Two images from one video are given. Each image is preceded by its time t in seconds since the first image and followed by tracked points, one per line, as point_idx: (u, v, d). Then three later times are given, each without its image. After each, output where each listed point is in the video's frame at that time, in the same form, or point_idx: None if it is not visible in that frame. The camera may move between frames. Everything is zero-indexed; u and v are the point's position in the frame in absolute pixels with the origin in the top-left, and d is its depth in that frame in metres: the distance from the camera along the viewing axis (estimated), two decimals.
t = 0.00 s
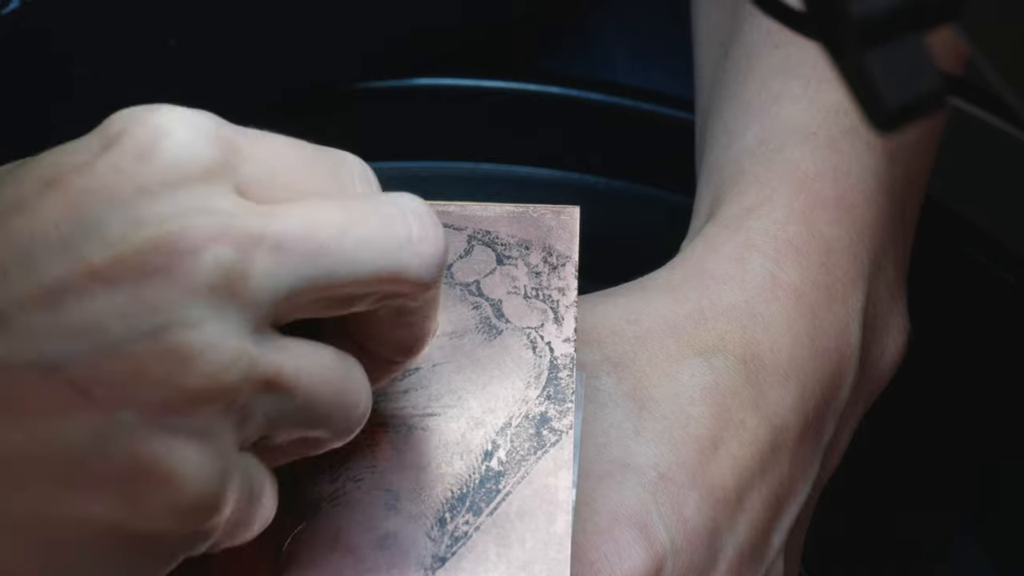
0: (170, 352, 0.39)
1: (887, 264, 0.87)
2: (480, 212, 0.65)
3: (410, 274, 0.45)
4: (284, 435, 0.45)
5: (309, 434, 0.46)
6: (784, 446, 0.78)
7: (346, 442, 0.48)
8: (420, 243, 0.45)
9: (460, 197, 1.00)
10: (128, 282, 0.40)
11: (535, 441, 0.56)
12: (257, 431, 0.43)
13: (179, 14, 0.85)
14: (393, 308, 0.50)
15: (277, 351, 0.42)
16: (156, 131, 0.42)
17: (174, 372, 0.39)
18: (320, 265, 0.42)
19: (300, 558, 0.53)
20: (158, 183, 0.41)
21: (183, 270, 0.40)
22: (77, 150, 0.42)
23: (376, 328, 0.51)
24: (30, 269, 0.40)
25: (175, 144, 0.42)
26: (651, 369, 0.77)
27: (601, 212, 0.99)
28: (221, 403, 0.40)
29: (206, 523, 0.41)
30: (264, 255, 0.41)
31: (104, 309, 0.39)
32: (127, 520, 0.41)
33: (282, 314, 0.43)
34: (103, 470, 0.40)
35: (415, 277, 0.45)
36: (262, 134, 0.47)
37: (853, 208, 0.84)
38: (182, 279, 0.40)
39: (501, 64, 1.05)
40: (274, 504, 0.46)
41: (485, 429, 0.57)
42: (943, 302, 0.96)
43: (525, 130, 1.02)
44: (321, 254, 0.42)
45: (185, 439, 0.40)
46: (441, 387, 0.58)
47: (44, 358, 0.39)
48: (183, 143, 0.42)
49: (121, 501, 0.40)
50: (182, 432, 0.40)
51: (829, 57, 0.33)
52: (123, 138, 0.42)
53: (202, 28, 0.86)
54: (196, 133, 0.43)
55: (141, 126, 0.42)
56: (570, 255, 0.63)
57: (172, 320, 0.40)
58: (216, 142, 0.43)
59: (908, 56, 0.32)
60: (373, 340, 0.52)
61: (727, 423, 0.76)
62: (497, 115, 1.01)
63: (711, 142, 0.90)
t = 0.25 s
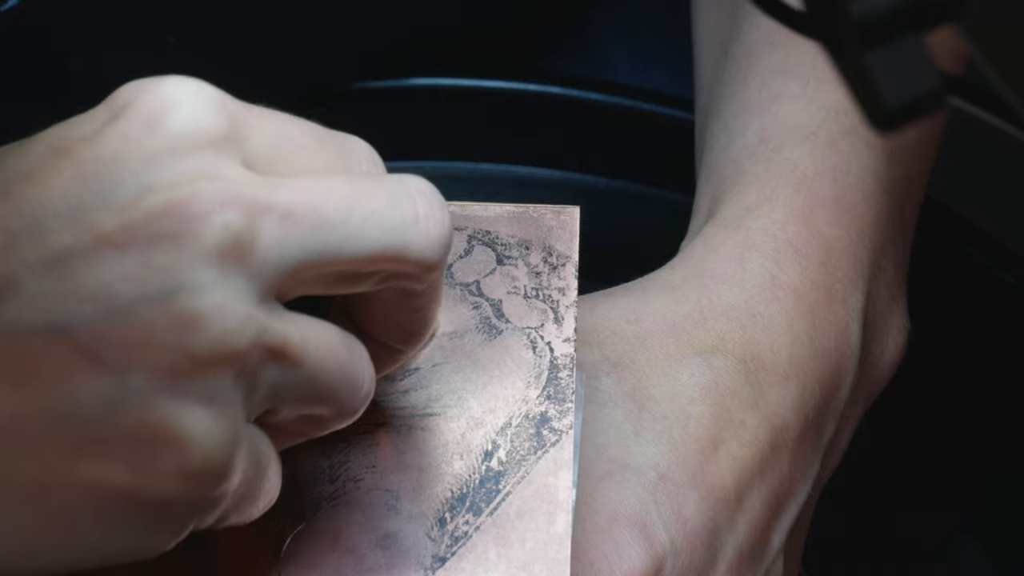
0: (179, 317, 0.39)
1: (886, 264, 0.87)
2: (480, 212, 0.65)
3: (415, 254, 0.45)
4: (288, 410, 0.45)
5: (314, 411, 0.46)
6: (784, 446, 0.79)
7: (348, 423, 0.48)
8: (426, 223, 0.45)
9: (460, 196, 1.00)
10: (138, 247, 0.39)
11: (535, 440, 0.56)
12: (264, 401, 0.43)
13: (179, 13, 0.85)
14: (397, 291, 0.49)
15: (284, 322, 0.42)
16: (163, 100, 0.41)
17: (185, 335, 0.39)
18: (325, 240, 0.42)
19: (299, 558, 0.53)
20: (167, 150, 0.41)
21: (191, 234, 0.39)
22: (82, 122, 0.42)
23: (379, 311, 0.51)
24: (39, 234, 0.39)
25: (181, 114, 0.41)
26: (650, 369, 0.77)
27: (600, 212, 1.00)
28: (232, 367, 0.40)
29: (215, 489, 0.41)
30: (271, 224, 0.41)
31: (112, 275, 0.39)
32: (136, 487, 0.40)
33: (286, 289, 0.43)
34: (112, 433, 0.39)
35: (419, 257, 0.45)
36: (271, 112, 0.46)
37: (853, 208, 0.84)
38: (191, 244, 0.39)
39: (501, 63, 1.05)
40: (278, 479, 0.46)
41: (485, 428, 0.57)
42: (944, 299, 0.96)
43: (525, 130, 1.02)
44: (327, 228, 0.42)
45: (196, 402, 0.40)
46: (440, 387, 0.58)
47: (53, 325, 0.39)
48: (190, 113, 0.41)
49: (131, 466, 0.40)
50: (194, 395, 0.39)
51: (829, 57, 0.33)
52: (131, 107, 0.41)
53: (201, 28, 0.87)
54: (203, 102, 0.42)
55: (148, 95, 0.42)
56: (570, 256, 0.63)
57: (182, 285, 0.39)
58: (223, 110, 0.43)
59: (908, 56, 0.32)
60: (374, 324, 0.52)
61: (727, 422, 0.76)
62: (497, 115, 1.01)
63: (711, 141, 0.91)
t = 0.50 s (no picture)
0: (175, 340, 0.38)
1: (885, 262, 0.87)
2: (481, 213, 0.65)
3: (415, 269, 0.45)
4: (285, 425, 0.45)
5: (311, 425, 0.46)
6: (783, 444, 0.79)
7: (346, 435, 0.49)
8: (427, 237, 0.45)
9: (459, 196, 1.00)
10: (135, 267, 0.39)
11: (535, 441, 0.56)
12: (260, 418, 0.43)
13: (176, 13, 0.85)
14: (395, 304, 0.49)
15: (279, 339, 0.42)
16: (161, 114, 0.41)
17: (182, 358, 0.38)
18: (322, 257, 0.42)
19: (298, 557, 0.53)
20: (163, 167, 0.40)
21: (186, 254, 0.39)
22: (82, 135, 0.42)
23: (380, 323, 0.51)
24: (40, 250, 0.39)
25: (179, 127, 0.41)
26: (649, 368, 0.77)
27: (599, 212, 1.00)
28: (229, 389, 0.40)
29: (211, 511, 0.41)
30: (268, 241, 0.40)
31: (109, 295, 0.39)
32: (133, 509, 0.40)
33: (284, 305, 0.43)
34: (110, 456, 0.39)
35: (420, 272, 0.45)
36: (274, 122, 0.46)
37: (850, 207, 0.84)
38: (186, 264, 0.39)
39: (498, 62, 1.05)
40: (272, 498, 0.46)
41: (485, 428, 0.57)
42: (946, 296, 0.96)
43: (523, 130, 1.01)
44: (323, 245, 0.42)
45: (193, 426, 0.39)
46: (441, 388, 0.58)
47: (51, 345, 0.39)
48: (187, 127, 0.41)
49: (127, 488, 0.40)
50: (190, 419, 0.39)
51: (829, 57, 0.33)
52: (128, 123, 0.41)
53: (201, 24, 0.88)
54: (200, 115, 0.42)
55: (146, 109, 0.41)
56: (571, 256, 0.63)
57: (178, 304, 0.39)
58: (219, 122, 0.42)
59: (908, 56, 0.32)
60: (375, 336, 0.52)
61: (726, 421, 0.76)
62: (495, 114, 1.01)
63: (708, 140, 0.91)
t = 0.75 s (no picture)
0: (156, 374, 0.38)
1: (886, 263, 0.87)
2: (481, 213, 0.65)
3: (404, 290, 0.45)
4: (273, 448, 0.45)
5: (301, 444, 0.46)
6: (783, 446, 0.78)
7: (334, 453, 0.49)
8: (416, 259, 0.45)
9: (459, 196, 1.00)
10: (116, 300, 0.38)
11: (534, 441, 0.56)
12: (245, 444, 0.43)
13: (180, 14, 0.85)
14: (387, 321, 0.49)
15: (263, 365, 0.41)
16: (146, 140, 0.41)
17: (163, 391, 0.38)
18: (308, 281, 0.42)
19: (298, 558, 0.53)
20: (145, 196, 0.40)
21: (165, 288, 0.39)
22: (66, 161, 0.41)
23: (371, 339, 0.51)
24: (21, 281, 0.39)
25: (160, 151, 0.41)
26: (650, 369, 0.76)
27: (600, 212, 1.00)
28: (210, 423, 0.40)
29: (194, 540, 0.41)
30: (252, 269, 0.40)
31: (90, 330, 0.38)
32: (117, 539, 0.41)
33: (270, 327, 0.43)
34: (94, 489, 0.39)
35: (408, 293, 0.45)
36: (262, 139, 0.45)
37: (852, 208, 0.84)
38: (167, 297, 0.39)
39: (501, 63, 1.05)
40: (260, 515, 0.46)
41: (484, 429, 0.57)
42: (945, 298, 0.96)
43: (525, 130, 1.01)
44: (310, 270, 0.41)
45: (174, 460, 0.40)
46: (440, 388, 0.58)
47: (33, 376, 0.38)
48: (171, 154, 0.41)
49: (110, 517, 0.40)
50: (171, 453, 0.39)
51: (829, 56, 0.33)
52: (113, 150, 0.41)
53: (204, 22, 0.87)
54: (184, 142, 0.41)
55: (130, 136, 0.41)
56: (571, 256, 0.63)
57: (160, 338, 0.38)
58: (203, 147, 0.42)
59: (908, 56, 0.32)
60: (367, 353, 0.52)
61: (727, 422, 0.76)
62: (496, 114, 1.01)
63: (710, 141, 0.90)
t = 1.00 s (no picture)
0: (160, 512, 0.37)
1: (887, 264, 0.87)
2: (480, 212, 0.64)
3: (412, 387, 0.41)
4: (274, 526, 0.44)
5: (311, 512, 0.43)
6: (784, 448, 0.78)
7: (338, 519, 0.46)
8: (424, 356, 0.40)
9: (459, 196, 1.00)
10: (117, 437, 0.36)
11: (534, 441, 0.56)
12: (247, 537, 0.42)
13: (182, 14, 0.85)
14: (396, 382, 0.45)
15: (269, 478, 0.39)
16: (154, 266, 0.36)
17: (168, 529, 0.37)
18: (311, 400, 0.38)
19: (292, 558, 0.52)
20: (155, 335, 0.36)
21: (176, 432, 0.36)
22: (70, 254, 0.37)
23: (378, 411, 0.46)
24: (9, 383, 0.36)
25: (173, 273, 0.36)
26: (651, 370, 0.76)
27: (600, 211, 0.99)
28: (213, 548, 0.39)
29: None
30: (260, 405, 0.37)
31: (90, 457, 0.36)
32: None
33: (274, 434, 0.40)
34: None
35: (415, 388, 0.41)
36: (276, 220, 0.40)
37: (853, 209, 0.84)
38: (173, 442, 0.37)
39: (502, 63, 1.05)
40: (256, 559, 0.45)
41: (484, 429, 0.57)
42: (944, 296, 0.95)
43: (526, 130, 1.01)
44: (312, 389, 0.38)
45: None
46: (439, 388, 0.58)
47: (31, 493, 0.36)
48: (182, 279, 0.36)
49: None
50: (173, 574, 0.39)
51: (829, 56, 0.33)
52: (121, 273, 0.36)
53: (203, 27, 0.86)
54: (195, 267, 0.36)
55: (140, 261, 0.36)
56: (570, 256, 0.62)
57: (164, 480, 0.37)
58: (216, 269, 0.37)
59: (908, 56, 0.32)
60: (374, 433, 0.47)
61: (727, 424, 0.76)
62: (496, 115, 1.01)
63: (711, 142, 0.90)
